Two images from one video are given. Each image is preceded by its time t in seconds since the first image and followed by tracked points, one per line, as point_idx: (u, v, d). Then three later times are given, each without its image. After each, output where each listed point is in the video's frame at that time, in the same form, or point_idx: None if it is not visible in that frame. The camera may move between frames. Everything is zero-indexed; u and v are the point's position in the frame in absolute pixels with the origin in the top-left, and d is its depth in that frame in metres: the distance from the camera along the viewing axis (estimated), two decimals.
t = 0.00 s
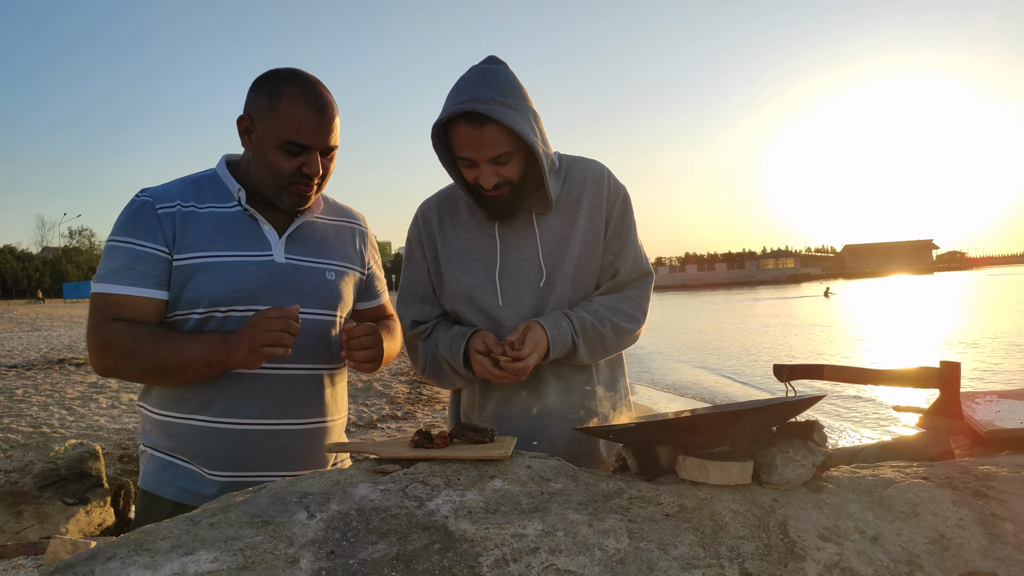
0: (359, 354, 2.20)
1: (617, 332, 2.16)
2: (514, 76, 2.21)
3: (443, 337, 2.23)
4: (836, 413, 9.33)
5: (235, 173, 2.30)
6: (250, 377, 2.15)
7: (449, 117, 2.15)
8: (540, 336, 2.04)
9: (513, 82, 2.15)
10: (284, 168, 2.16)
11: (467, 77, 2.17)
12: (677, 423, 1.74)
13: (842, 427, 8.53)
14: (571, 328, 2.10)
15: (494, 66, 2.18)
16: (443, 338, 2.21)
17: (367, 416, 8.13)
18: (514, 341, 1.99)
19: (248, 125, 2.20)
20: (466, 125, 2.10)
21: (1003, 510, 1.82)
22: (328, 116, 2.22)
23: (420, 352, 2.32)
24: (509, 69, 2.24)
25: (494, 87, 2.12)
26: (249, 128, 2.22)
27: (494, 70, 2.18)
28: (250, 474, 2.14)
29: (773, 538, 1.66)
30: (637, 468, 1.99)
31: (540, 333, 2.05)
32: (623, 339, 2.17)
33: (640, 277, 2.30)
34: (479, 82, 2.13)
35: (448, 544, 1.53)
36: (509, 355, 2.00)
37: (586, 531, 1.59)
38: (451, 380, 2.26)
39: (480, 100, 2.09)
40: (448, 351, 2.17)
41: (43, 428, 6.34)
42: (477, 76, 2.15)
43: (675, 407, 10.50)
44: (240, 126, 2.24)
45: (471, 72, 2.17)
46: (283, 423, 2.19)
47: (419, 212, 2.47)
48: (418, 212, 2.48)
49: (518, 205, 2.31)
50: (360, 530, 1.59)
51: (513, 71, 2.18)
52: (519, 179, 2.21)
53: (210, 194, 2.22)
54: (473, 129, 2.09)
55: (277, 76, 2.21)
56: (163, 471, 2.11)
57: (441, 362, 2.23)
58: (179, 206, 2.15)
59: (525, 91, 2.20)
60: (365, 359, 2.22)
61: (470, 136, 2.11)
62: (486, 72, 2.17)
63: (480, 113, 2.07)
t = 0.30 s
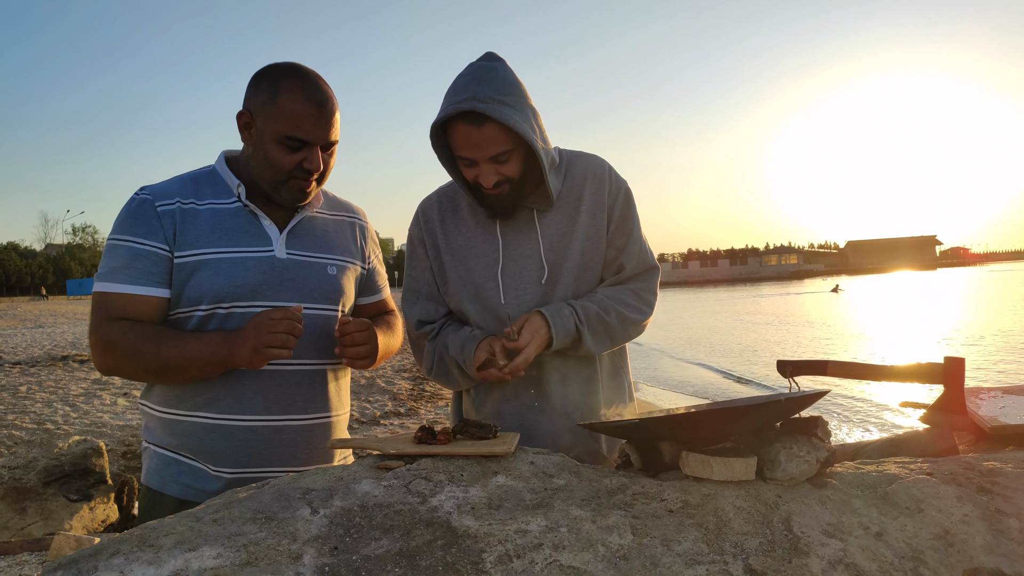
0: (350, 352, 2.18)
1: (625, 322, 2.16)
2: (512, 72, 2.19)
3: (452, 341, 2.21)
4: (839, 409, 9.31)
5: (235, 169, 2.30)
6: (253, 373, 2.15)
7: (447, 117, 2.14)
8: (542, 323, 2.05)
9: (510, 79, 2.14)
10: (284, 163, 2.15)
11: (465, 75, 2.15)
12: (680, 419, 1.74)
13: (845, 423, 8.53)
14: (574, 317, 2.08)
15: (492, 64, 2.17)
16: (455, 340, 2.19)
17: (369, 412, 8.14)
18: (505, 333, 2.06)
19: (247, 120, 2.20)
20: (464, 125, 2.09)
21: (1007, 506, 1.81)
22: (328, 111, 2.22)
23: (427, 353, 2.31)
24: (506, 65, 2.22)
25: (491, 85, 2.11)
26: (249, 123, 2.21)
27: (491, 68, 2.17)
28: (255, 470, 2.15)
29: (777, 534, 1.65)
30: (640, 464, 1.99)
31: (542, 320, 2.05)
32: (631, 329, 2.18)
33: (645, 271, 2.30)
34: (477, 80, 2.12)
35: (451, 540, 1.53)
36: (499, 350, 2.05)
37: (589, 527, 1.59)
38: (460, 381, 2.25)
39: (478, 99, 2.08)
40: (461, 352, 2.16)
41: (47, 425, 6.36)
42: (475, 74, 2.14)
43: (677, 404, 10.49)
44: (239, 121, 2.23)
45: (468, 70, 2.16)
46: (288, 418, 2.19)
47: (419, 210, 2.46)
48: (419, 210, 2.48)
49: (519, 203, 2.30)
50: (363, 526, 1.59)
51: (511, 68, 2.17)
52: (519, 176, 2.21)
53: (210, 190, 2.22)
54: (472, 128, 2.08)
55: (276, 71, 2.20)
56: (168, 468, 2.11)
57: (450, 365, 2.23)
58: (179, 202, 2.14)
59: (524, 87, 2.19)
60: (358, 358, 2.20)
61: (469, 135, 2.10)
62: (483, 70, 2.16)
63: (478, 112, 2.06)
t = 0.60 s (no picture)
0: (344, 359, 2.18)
1: (634, 314, 2.18)
2: (500, 74, 2.19)
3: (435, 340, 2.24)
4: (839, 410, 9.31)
5: (233, 171, 2.30)
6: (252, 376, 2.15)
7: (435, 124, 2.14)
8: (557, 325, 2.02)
9: (496, 82, 2.14)
10: (283, 167, 2.15)
11: (451, 80, 2.16)
12: (680, 421, 1.74)
13: (845, 423, 8.53)
14: (588, 313, 2.08)
15: (477, 67, 2.17)
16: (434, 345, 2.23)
17: (370, 414, 8.14)
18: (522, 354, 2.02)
19: (246, 124, 2.20)
20: (452, 130, 2.10)
21: (1007, 506, 1.81)
22: (327, 114, 2.22)
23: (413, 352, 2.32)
24: (493, 67, 2.22)
25: (477, 90, 2.10)
26: (248, 126, 2.21)
27: (477, 71, 2.17)
28: (255, 472, 2.15)
29: (778, 535, 1.65)
30: (641, 466, 2.00)
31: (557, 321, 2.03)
32: (643, 322, 2.21)
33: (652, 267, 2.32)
34: (464, 85, 2.12)
35: (451, 542, 1.53)
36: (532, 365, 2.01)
37: (590, 528, 1.59)
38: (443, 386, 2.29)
39: (466, 104, 2.08)
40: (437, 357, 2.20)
41: (47, 428, 6.36)
42: (461, 79, 2.14)
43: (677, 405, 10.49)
44: (237, 124, 2.23)
45: (454, 74, 2.17)
46: (287, 421, 2.19)
47: (411, 215, 2.46)
48: (410, 214, 2.47)
49: (512, 206, 2.30)
50: (363, 528, 1.59)
51: (497, 70, 2.18)
52: (509, 180, 2.21)
53: (208, 193, 2.22)
54: (460, 134, 2.09)
55: (275, 74, 2.20)
56: (167, 471, 2.11)
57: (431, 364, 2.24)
58: (176, 205, 2.14)
59: (511, 89, 2.18)
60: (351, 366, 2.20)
61: (458, 141, 2.11)
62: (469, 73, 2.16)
63: (466, 118, 2.06)
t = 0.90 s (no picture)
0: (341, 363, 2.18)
1: (640, 305, 2.15)
2: (483, 77, 2.18)
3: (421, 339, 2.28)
4: (839, 409, 9.30)
5: (231, 171, 2.30)
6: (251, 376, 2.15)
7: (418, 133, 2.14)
8: (565, 335, 2.00)
9: (477, 86, 2.13)
10: (283, 167, 2.15)
11: (433, 87, 2.15)
12: (679, 419, 1.74)
13: (844, 422, 8.54)
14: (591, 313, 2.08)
15: (457, 72, 2.16)
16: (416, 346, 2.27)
17: (369, 413, 8.14)
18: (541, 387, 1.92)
19: (246, 124, 2.19)
20: (437, 139, 2.08)
21: (1007, 505, 1.81)
22: (327, 114, 2.22)
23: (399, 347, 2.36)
24: (475, 70, 2.21)
25: (459, 96, 2.10)
26: (247, 126, 2.21)
27: (458, 76, 2.16)
28: (253, 472, 2.15)
29: (777, 535, 1.65)
30: (640, 465, 1.99)
31: (564, 333, 2.01)
32: (654, 314, 2.18)
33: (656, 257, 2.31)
34: (446, 92, 2.11)
35: (450, 541, 1.53)
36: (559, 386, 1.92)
37: (589, 527, 1.59)
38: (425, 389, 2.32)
39: (449, 112, 2.07)
40: (419, 357, 2.24)
41: (46, 427, 6.35)
42: (443, 85, 2.13)
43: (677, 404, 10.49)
44: (237, 124, 2.22)
45: (436, 81, 2.15)
46: (286, 421, 2.19)
47: (399, 218, 2.47)
48: (398, 218, 2.48)
49: (501, 210, 2.30)
50: (362, 527, 1.59)
51: (479, 74, 2.17)
52: (496, 185, 2.20)
53: (207, 192, 2.21)
54: (446, 142, 2.08)
55: (274, 74, 2.20)
56: (165, 471, 2.10)
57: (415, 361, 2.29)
58: (175, 205, 2.14)
59: (495, 92, 2.17)
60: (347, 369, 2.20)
61: (444, 149, 2.10)
62: (450, 79, 2.15)
63: (450, 126, 2.06)
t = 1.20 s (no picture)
0: (337, 370, 2.18)
1: (646, 293, 2.14)
2: (469, 80, 2.18)
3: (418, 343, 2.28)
4: (841, 408, 9.30)
5: (231, 171, 2.30)
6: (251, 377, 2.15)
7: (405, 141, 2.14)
8: (572, 322, 1.98)
9: (462, 91, 2.12)
10: (284, 169, 2.15)
11: (417, 94, 2.15)
12: (679, 419, 1.74)
13: (845, 421, 8.54)
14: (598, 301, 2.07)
15: (441, 76, 2.15)
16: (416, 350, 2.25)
17: (370, 413, 8.15)
18: (552, 377, 1.87)
19: (246, 125, 2.19)
20: (423, 147, 2.09)
21: (1008, 503, 1.81)
22: (328, 116, 2.22)
23: (398, 350, 2.36)
24: (460, 72, 2.20)
25: (444, 102, 2.09)
26: (248, 128, 2.21)
27: (442, 81, 2.15)
28: (253, 474, 2.15)
29: (778, 534, 1.65)
30: (640, 465, 1.99)
31: (571, 321, 1.99)
32: (662, 303, 2.18)
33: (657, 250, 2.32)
34: (431, 98, 2.11)
35: (451, 541, 1.53)
36: (569, 374, 1.87)
37: (590, 527, 1.59)
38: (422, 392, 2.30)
39: (434, 120, 2.07)
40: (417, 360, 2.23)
41: (47, 429, 6.36)
42: (426, 92, 2.13)
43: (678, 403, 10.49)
44: (238, 125, 2.22)
45: (419, 88, 2.15)
46: (286, 422, 2.20)
47: (394, 223, 2.47)
48: (394, 223, 2.47)
49: (495, 213, 2.30)
50: (363, 528, 1.59)
51: (463, 77, 2.16)
52: (486, 189, 2.20)
53: (207, 193, 2.21)
54: (432, 150, 2.08)
55: (274, 75, 2.20)
56: (165, 473, 2.10)
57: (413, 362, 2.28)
58: (175, 206, 2.14)
59: (481, 95, 2.16)
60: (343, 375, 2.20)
61: (431, 156, 2.10)
62: (434, 84, 2.14)
63: (436, 133, 2.05)
